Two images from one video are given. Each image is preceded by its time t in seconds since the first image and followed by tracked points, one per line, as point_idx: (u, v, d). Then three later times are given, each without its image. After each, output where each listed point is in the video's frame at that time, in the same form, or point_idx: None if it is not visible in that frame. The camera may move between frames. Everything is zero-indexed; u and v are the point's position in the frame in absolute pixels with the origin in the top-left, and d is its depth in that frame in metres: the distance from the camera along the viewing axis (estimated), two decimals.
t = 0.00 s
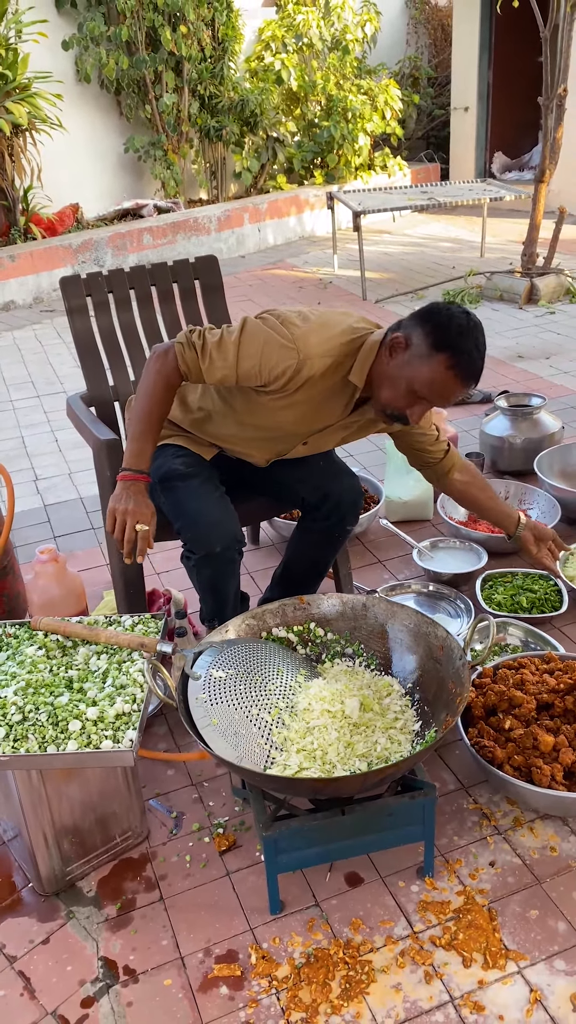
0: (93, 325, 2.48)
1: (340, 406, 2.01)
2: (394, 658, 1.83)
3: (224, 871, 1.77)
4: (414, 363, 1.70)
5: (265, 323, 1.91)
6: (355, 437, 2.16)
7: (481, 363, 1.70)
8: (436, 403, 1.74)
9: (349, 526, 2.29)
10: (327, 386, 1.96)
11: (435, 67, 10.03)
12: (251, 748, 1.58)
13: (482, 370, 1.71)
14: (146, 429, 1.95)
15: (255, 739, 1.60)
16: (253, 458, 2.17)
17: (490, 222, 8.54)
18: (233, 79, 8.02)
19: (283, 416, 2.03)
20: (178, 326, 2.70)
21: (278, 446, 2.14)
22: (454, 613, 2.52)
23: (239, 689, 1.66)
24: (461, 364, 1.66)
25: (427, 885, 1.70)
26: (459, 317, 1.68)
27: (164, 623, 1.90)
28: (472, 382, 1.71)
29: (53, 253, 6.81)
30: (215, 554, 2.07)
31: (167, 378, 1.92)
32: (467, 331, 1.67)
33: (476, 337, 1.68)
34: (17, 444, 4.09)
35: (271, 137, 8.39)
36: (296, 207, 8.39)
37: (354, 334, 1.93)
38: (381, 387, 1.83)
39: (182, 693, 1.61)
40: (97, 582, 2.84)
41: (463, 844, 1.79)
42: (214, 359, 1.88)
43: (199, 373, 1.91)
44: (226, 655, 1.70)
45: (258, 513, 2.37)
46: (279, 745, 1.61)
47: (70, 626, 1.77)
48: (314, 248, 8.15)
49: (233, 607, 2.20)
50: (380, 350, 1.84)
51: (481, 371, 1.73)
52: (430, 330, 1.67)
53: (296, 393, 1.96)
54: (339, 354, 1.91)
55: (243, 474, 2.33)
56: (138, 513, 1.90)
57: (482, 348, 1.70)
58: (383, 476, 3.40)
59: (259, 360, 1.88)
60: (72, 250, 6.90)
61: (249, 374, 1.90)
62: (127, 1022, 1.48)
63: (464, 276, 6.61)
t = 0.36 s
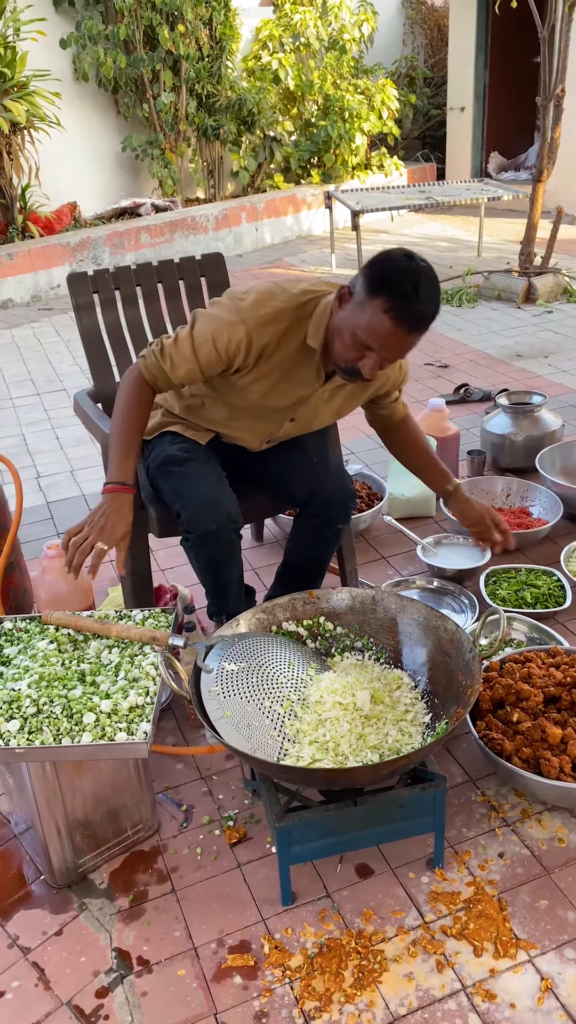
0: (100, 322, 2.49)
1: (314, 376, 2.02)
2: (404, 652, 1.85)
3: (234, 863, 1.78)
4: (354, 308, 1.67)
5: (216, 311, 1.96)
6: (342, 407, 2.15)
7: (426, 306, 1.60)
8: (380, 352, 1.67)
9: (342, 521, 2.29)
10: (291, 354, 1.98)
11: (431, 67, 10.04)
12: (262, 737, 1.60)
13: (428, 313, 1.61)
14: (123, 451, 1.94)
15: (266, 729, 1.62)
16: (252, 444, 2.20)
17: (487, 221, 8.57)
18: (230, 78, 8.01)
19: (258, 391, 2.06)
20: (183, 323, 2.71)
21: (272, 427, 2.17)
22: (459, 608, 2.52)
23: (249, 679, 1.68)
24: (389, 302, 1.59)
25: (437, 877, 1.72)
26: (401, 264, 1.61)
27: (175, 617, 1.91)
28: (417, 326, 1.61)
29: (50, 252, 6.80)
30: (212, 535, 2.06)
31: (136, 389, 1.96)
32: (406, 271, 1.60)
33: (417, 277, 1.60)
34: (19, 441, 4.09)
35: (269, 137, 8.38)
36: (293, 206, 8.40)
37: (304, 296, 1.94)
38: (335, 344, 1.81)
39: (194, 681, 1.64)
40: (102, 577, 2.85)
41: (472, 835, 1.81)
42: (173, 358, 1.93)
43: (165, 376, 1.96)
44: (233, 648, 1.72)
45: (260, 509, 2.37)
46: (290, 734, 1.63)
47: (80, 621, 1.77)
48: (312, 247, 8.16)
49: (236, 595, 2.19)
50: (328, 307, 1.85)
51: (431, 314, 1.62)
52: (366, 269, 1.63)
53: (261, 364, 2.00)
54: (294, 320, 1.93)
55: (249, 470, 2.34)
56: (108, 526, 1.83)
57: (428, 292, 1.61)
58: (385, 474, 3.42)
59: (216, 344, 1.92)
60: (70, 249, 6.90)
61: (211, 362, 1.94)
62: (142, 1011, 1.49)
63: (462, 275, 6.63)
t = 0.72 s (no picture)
0: (105, 316, 2.49)
1: (260, 336, 2.11)
2: (412, 643, 1.86)
3: (243, 852, 1.80)
4: (262, 253, 1.78)
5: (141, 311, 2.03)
6: (294, 362, 2.24)
7: (324, 232, 1.70)
8: (296, 288, 1.76)
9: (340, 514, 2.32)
10: (227, 319, 2.07)
11: (430, 66, 10.04)
12: (273, 727, 1.62)
13: (328, 239, 1.71)
14: (88, 477, 1.87)
15: (277, 719, 1.64)
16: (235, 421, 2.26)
17: (486, 219, 8.58)
18: (230, 75, 8.01)
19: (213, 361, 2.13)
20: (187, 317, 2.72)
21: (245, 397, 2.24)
22: (463, 602, 2.54)
23: (257, 670, 1.69)
24: (289, 236, 1.69)
25: (444, 865, 1.73)
26: (295, 198, 1.72)
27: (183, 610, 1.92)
28: (320, 251, 1.70)
29: (51, 247, 6.79)
30: (215, 530, 2.08)
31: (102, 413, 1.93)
32: (300, 206, 1.71)
33: (310, 209, 1.71)
34: (21, 436, 4.10)
35: (268, 134, 8.38)
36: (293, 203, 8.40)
37: (207, 266, 2.05)
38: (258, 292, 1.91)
39: (205, 674, 1.65)
40: (107, 571, 2.86)
41: (478, 825, 1.83)
42: (125, 366, 1.94)
43: (126, 390, 1.95)
44: (240, 640, 1.73)
45: (263, 503, 2.39)
46: (299, 724, 1.64)
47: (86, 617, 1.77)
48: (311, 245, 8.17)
49: (242, 589, 2.20)
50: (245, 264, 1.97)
51: (332, 240, 1.72)
52: (264, 217, 1.76)
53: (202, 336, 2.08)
54: (212, 286, 2.03)
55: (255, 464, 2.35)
56: (77, 558, 1.77)
57: (323, 218, 1.71)
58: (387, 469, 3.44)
59: (157, 334, 1.98)
60: (70, 244, 6.89)
61: (159, 353, 1.98)
62: (154, 997, 1.51)
63: (462, 272, 6.64)
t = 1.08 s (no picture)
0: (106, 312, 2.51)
1: (214, 319, 2.14)
2: (411, 639, 1.88)
3: (242, 845, 1.81)
4: (185, 237, 1.81)
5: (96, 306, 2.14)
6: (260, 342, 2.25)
7: (238, 208, 1.73)
8: (222, 265, 1.78)
9: (340, 510, 2.33)
10: (179, 305, 2.12)
11: (432, 63, 10.03)
12: (268, 712, 1.64)
13: (242, 212, 1.73)
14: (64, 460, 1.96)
15: (273, 705, 1.66)
16: (214, 407, 2.29)
17: (487, 216, 8.59)
18: (233, 71, 8.01)
19: (176, 349, 2.18)
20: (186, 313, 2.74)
21: (219, 384, 2.26)
22: (462, 598, 2.55)
23: (258, 656, 1.70)
24: (205, 215, 1.72)
25: (441, 858, 1.75)
26: (207, 178, 1.76)
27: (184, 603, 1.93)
28: (237, 227, 1.73)
29: (53, 244, 6.80)
30: (227, 528, 2.09)
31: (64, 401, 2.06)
32: (210, 185, 1.74)
33: (221, 187, 1.74)
34: (23, 431, 4.11)
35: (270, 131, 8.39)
36: (295, 200, 8.40)
37: (150, 256, 2.12)
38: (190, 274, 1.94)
39: (207, 660, 1.68)
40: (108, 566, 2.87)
41: (476, 819, 1.84)
42: (77, 361, 2.06)
43: (82, 381, 2.07)
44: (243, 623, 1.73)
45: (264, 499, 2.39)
46: (295, 712, 1.66)
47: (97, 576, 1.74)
48: (313, 242, 8.17)
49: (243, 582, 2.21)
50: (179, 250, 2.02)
51: (248, 213, 1.75)
52: (181, 204, 1.80)
53: (158, 325, 2.13)
54: (156, 274, 2.09)
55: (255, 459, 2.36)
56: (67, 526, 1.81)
57: (235, 193, 1.74)
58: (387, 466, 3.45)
59: (106, 327, 2.08)
60: (72, 241, 6.90)
61: (110, 345, 2.09)
62: (153, 987, 1.52)
63: (463, 270, 6.65)
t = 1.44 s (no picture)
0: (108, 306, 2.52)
1: (186, 302, 2.12)
2: (411, 637, 1.88)
3: (241, 840, 1.81)
4: (152, 224, 1.82)
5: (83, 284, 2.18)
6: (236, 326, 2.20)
7: (198, 188, 1.72)
8: (191, 249, 1.79)
9: (342, 506, 2.33)
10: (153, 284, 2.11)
11: (438, 58, 9.98)
12: (267, 670, 1.66)
13: (202, 192, 1.72)
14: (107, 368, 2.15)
15: (275, 664, 1.66)
16: (198, 394, 2.26)
17: (493, 212, 8.55)
18: (238, 66, 7.99)
19: (152, 332, 2.16)
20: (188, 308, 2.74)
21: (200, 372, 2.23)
22: (463, 595, 2.54)
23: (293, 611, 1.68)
24: (167, 201, 1.73)
25: (440, 854, 1.75)
26: (166, 163, 1.76)
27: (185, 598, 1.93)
28: (198, 208, 1.73)
29: (57, 239, 6.80)
30: (223, 523, 2.09)
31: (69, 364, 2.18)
32: (169, 170, 1.74)
33: (179, 171, 1.73)
34: (26, 426, 4.12)
35: (276, 126, 8.38)
36: (300, 195, 8.38)
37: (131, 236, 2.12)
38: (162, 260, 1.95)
39: (206, 656, 1.68)
40: (110, 561, 2.87)
41: (475, 815, 1.84)
42: (72, 334, 2.15)
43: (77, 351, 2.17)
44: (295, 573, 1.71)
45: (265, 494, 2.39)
46: (289, 682, 1.67)
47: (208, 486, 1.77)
48: (318, 237, 8.15)
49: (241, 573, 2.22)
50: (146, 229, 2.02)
51: (208, 192, 1.74)
52: (145, 193, 1.81)
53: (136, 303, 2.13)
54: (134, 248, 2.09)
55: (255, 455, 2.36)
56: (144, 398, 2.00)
57: (193, 174, 1.73)
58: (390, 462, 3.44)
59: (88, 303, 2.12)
60: (77, 236, 6.90)
61: (96, 321, 2.13)
62: (151, 980, 1.53)
63: (468, 265, 6.63)
